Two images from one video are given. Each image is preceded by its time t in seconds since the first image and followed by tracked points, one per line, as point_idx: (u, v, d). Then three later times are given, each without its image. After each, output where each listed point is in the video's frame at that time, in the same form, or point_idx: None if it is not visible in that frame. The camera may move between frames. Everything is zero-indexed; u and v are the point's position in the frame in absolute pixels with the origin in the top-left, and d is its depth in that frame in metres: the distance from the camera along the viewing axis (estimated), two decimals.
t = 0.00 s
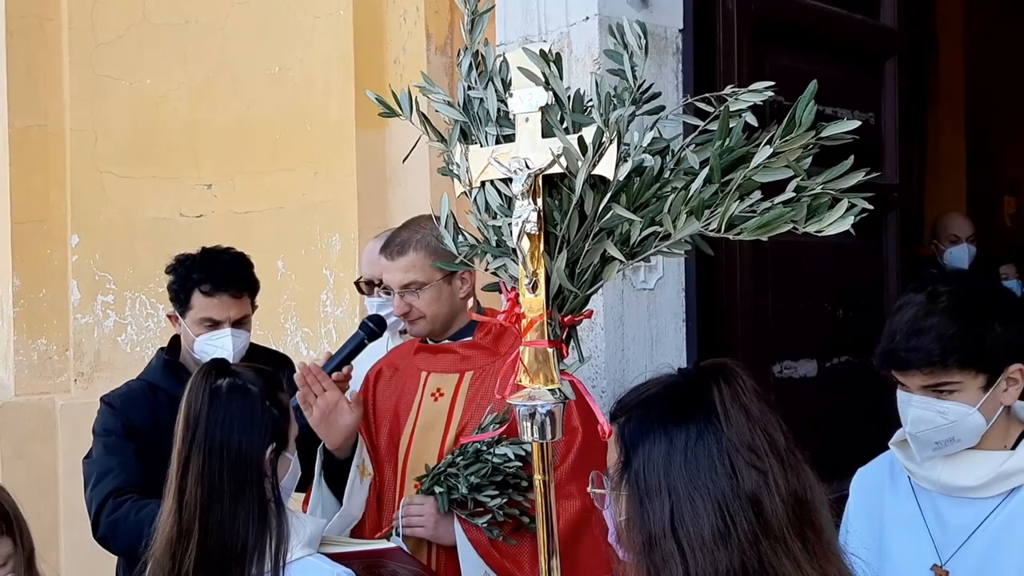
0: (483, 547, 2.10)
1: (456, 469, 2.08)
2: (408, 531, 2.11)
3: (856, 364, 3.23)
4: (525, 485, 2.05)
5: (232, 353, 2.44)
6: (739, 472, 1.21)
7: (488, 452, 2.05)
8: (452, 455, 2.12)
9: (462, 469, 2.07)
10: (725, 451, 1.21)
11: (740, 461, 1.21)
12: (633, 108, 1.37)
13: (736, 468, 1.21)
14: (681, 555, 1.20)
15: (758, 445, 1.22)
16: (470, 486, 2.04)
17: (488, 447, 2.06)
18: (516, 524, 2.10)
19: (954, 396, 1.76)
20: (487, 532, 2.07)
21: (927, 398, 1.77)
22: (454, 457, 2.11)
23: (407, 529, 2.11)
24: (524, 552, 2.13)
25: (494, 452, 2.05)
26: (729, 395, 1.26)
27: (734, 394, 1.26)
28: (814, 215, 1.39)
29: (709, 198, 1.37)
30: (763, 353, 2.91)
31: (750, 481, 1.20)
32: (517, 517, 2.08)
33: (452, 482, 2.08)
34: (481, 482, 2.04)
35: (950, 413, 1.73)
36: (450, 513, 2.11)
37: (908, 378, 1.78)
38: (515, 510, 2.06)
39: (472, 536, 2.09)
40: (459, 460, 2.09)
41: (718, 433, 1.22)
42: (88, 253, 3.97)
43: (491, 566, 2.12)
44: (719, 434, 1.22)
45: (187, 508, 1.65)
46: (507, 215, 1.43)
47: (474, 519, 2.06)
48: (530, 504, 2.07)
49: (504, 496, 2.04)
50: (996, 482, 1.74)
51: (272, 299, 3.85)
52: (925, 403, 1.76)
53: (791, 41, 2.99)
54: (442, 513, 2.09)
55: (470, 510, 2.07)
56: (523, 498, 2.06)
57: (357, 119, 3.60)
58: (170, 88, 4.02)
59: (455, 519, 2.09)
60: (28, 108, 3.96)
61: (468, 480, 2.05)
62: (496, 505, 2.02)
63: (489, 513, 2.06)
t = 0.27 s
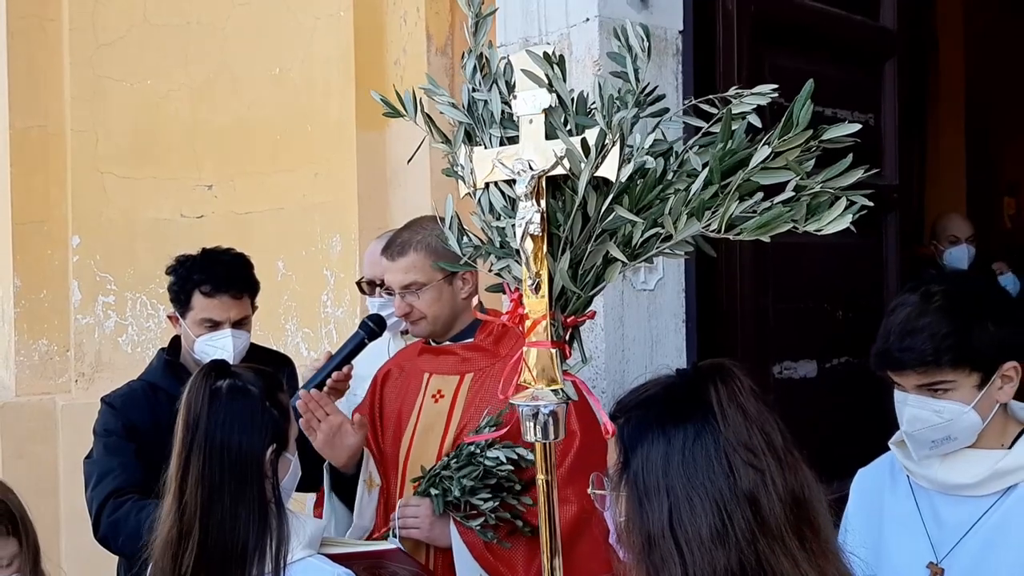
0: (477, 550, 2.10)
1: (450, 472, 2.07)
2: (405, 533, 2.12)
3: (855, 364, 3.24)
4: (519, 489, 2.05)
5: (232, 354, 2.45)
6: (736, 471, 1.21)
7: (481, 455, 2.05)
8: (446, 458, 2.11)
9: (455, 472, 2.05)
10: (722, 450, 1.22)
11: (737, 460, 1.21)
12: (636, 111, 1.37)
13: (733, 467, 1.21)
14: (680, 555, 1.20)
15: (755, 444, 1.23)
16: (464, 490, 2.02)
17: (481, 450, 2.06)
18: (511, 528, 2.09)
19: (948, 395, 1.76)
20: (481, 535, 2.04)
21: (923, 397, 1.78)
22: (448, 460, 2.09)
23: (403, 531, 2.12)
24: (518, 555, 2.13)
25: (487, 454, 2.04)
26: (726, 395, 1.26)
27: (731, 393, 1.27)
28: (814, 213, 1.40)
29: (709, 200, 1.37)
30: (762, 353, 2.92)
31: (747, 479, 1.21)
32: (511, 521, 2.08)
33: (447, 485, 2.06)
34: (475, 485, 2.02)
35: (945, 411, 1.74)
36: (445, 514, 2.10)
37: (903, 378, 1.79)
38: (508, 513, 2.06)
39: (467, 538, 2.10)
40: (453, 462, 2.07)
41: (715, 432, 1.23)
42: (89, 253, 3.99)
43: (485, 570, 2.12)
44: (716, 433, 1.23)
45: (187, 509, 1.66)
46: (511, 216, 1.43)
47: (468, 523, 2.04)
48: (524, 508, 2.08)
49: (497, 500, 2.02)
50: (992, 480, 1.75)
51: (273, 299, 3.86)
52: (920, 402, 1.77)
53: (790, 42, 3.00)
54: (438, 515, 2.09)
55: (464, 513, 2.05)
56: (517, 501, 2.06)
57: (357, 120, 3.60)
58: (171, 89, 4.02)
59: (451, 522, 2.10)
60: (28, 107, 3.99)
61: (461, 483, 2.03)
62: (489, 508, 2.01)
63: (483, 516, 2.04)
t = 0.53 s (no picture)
0: (464, 552, 2.09)
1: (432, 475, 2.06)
2: (395, 533, 2.13)
3: (854, 366, 3.25)
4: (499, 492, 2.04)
5: (234, 355, 2.46)
6: (737, 471, 1.22)
7: (463, 458, 2.04)
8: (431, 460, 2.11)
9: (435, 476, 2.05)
10: (723, 451, 1.23)
11: (738, 461, 1.22)
12: (638, 115, 1.39)
13: (734, 468, 1.22)
14: (682, 556, 1.21)
15: (756, 444, 1.24)
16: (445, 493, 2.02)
17: (463, 453, 2.05)
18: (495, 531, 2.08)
19: (940, 391, 1.77)
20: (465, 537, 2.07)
21: (914, 393, 1.79)
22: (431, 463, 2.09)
23: (393, 531, 2.13)
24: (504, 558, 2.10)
25: (468, 457, 2.03)
26: (726, 396, 1.27)
27: (732, 395, 1.28)
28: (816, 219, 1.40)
29: (711, 203, 1.38)
30: (762, 355, 2.93)
31: (748, 480, 1.22)
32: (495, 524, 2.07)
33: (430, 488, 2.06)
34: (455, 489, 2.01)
35: (936, 407, 1.75)
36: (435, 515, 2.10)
37: (895, 374, 1.81)
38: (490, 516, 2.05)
39: (454, 540, 2.09)
40: (434, 465, 2.07)
41: (716, 433, 1.24)
42: (90, 254, 4.02)
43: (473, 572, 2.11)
44: (717, 434, 1.24)
45: (189, 509, 1.66)
46: (513, 218, 1.45)
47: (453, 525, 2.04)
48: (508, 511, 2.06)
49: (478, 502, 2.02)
50: (989, 481, 1.76)
51: (273, 300, 3.87)
52: (911, 398, 1.79)
53: (790, 45, 3.01)
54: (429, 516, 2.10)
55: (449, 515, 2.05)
56: (501, 505, 2.05)
57: (358, 122, 3.61)
58: (172, 91, 4.02)
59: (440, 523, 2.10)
60: (29, 108, 4.03)
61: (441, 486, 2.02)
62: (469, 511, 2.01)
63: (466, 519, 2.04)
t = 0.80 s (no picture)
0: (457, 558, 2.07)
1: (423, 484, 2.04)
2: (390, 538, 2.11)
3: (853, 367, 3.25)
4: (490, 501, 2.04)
5: (235, 357, 2.46)
6: (735, 472, 1.22)
7: (454, 467, 2.02)
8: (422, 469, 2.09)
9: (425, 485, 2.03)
10: (720, 452, 1.23)
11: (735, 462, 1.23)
12: (639, 119, 1.39)
13: (732, 469, 1.22)
14: (682, 558, 1.21)
15: (752, 445, 1.24)
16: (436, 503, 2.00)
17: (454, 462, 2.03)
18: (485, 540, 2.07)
19: (937, 392, 1.78)
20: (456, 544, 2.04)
21: (912, 394, 1.80)
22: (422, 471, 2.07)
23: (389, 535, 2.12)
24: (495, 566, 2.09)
25: (459, 467, 2.02)
26: (722, 398, 1.28)
27: (728, 396, 1.28)
28: (816, 222, 1.41)
29: (712, 207, 1.39)
30: (761, 356, 2.93)
31: (746, 480, 1.22)
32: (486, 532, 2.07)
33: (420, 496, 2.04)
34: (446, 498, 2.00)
35: (933, 408, 1.76)
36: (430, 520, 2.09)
37: (892, 374, 1.81)
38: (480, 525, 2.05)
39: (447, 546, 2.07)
40: (424, 474, 2.05)
41: (712, 435, 1.24)
42: (90, 256, 4.02)
43: None
44: (714, 436, 1.24)
45: (189, 508, 1.66)
46: (515, 221, 1.45)
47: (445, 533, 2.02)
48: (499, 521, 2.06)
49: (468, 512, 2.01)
50: (990, 484, 1.76)
51: (274, 302, 3.87)
52: (908, 399, 1.80)
53: (790, 47, 3.02)
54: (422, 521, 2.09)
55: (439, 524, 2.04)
56: (493, 514, 2.05)
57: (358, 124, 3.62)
58: (172, 93, 4.02)
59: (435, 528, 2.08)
60: (29, 111, 4.03)
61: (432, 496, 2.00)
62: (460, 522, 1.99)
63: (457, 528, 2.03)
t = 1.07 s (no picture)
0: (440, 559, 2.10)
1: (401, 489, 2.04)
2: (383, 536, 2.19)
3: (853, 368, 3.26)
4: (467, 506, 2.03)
5: (235, 360, 2.47)
6: (730, 473, 1.23)
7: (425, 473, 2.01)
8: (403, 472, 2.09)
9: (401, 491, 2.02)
10: (716, 453, 1.24)
11: (731, 463, 1.23)
12: (637, 123, 1.39)
13: (727, 471, 1.23)
14: (679, 559, 1.22)
15: (748, 446, 1.25)
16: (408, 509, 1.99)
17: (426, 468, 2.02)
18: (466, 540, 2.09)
19: (928, 395, 1.79)
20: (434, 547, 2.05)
21: (905, 398, 1.81)
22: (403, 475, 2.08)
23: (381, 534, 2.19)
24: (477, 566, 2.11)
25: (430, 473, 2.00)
26: (718, 400, 1.28)
27: (723, 398, 1.29)
28: (812, 225, 1.41)
29: (709, 210, 1.39)
30: (760, 357, 2.94)
31: (742, 481, 1.23)
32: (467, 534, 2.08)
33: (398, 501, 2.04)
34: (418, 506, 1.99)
35: (924, 411, 1.76)
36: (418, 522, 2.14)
37: (884, 377, 1.83)
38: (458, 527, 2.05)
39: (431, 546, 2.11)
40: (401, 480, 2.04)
41: (708, 436, 1.25)
42: (91, 259, 4.01)
43: None
44: (710, 438, 1.25)
45: (184, 509, 1.68)
46: (514, 225, 1.46)
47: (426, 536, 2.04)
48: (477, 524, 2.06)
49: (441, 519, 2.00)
50: (984, 488, 1.77)
51: (274, 304, 3.87)
52: (900, 403, 1.80)
53: (788, 50, 3.03)
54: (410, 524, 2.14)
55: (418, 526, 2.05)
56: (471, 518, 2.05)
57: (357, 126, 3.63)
58: (172, 96, 4.03)
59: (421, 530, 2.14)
60: (29, 114, 4.04)
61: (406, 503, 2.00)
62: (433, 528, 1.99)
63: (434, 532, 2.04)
